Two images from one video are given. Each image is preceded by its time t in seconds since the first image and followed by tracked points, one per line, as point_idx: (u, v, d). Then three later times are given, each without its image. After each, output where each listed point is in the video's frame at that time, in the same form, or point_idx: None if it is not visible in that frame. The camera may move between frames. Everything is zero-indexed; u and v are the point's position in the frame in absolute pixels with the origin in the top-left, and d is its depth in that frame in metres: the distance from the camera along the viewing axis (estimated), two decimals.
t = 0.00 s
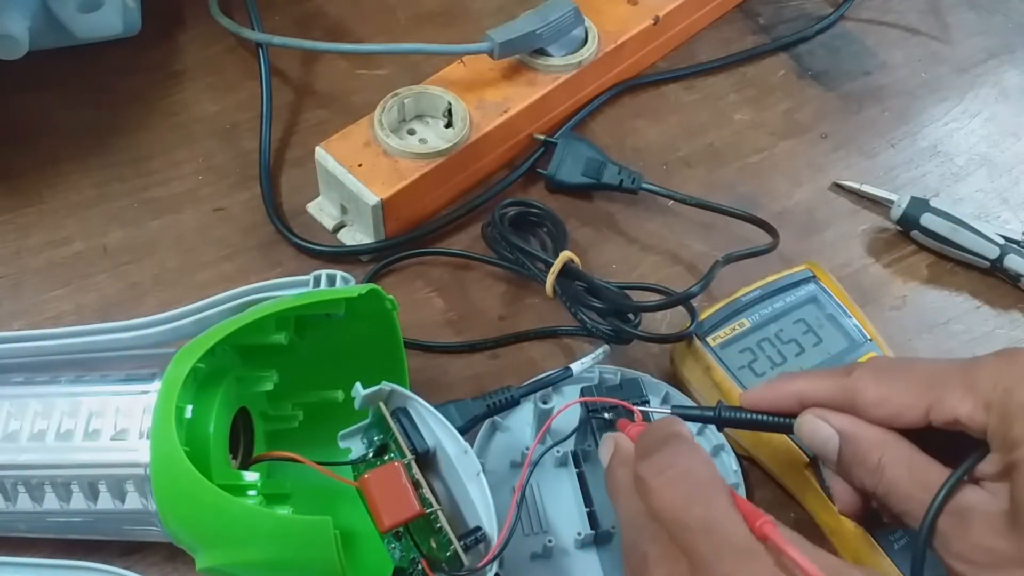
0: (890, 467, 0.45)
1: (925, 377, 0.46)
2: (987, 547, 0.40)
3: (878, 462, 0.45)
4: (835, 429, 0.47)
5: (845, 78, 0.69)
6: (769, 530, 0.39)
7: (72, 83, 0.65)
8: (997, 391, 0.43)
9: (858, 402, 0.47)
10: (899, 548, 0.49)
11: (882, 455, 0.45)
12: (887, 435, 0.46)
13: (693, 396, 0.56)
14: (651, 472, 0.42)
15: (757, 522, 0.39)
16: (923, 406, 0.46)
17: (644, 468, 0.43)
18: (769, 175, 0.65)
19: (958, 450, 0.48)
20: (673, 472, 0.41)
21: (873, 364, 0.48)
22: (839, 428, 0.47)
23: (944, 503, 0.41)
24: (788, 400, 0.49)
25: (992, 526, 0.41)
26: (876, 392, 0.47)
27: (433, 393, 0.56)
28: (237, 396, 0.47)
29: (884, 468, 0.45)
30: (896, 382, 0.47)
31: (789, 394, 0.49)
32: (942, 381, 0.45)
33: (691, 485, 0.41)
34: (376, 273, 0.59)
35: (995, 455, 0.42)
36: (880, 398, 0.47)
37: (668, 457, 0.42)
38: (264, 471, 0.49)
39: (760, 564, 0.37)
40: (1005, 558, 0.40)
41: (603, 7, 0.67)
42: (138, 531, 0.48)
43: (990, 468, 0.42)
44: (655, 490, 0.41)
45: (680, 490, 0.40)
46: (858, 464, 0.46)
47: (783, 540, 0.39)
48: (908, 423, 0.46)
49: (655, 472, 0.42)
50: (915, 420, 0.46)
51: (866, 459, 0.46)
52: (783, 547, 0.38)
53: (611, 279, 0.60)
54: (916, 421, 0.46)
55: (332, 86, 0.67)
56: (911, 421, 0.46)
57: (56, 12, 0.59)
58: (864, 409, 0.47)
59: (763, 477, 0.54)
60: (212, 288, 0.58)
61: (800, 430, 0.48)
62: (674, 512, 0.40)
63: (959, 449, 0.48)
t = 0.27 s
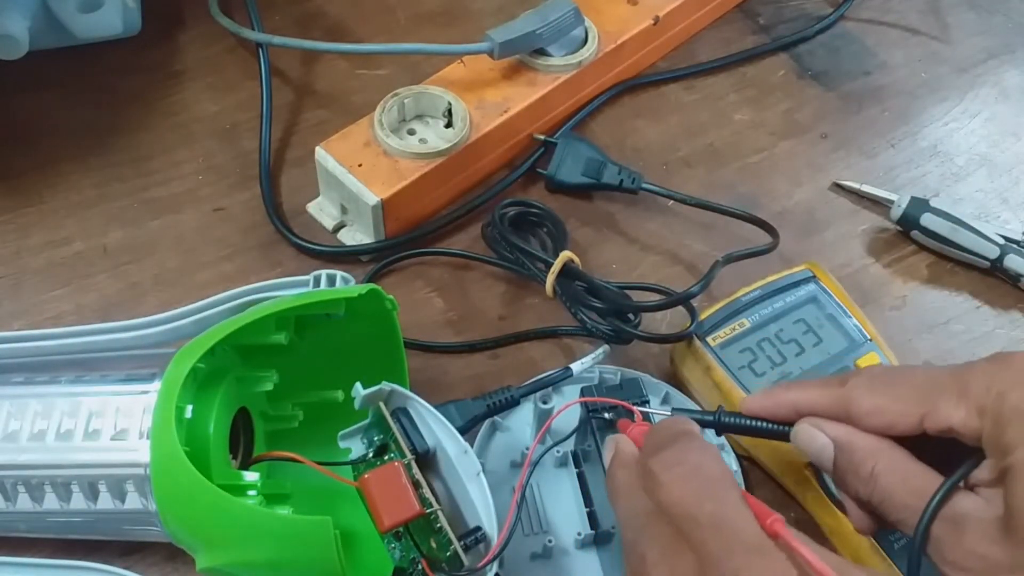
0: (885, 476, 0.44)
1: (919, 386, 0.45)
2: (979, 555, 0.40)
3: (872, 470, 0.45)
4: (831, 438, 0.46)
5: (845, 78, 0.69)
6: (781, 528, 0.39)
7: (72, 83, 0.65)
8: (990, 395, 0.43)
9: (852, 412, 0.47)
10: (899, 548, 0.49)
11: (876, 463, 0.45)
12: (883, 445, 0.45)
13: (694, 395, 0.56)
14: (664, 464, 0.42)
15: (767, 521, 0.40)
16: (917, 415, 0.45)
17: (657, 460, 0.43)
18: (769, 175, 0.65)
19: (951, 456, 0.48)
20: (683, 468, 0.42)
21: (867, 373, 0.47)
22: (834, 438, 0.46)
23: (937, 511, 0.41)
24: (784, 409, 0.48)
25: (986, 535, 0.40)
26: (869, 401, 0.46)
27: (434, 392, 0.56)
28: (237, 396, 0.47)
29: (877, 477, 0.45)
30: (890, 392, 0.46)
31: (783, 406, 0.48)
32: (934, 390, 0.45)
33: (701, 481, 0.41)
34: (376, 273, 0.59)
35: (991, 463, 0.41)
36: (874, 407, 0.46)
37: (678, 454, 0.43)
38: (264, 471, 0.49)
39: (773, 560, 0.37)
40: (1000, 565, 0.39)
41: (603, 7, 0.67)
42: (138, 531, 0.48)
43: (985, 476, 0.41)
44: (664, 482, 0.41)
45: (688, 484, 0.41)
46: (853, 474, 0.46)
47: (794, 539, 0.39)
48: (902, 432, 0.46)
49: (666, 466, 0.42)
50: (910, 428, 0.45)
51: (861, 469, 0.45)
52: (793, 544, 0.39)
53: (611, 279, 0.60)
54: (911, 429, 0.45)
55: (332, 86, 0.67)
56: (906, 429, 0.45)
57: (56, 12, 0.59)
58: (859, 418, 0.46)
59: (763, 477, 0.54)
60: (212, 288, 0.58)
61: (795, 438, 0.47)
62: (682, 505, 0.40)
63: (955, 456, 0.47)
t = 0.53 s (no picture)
0: (875, 489, 0.43)
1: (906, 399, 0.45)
2: (968, 567, 0.40)
3: (862, 484, 0.44)
4: (822, 453, 0.45)
5: (845, 78, 0.69)
6: (808, 526, 0.42)
7: (72, 83, 0.65)
8: (977, 404, 0.43)
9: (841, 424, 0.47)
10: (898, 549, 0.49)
11: (866, 477, 0.44)
12: (875, 459, 0.44)
13: (694, 396, 0.56)
14: (689, 456, 0.42)
15: (795, 519, 0.42)
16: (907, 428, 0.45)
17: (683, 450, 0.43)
18: (769, 175, 0.65)
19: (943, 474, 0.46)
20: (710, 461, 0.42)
21: (857, 386, 0.47)
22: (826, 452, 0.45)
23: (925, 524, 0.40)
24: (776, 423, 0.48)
25: (975, 548, 0.40)
26: (859, 414, 0.46)
27: (434, 392, 0.56)
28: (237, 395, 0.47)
29: (867, 491, 0.44)
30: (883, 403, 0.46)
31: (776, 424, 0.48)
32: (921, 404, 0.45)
33: (729, 479, 0.42)
34: (376, 273, 0.59)
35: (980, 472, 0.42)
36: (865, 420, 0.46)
37: (708, 445, 0.43)
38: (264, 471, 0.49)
39: (801, 561, 0.39)
40: None
41: (603, 7, 0.67)
42: (137, 531, 0.48)
43: (975, 487, 0.42)
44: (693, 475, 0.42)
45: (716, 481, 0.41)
46: (843, 489, 0.45)
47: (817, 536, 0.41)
48: (893, 446, 0.45)
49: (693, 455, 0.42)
50: (900, 442, 0.45)
51: (851, 484, 0.44)
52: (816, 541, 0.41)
53: (611, 279, 0.60)
54: (902, 444, 0.45)
55: (332, 86, 0.67)
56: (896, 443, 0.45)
57: (56, 13, 0.59)
58: (851, 432, 0.46)
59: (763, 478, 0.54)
60: (212, 288, 0.58)
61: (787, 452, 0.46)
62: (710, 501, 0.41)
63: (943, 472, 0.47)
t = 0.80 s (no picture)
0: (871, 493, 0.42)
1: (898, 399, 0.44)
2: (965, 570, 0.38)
3: (857, 487, 0.43)
4: (818, 456, 0.44)
5: (845, 78, 0.69)
6: (819, 522, 0.39)
7: (72, 83, 0.65)
8: (967, 403, 0.42)
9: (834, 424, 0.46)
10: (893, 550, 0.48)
11: (861, 479, 0.43)
12: (872, 461, 0.43)
13: (694, 396, 0.56)
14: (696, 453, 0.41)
15: (805, 516, 0.40)
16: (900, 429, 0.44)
17: (692, 443, 0.41)
18: (769, 175, 0.65)
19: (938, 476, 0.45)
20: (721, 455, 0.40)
21: (851, 388, 0.46)
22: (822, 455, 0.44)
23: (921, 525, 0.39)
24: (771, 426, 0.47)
25: (972, 550, 0.38)
26: (852, 416, 0.45)
27: (433, 392, 0.56)
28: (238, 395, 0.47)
29: (861, 495, 0.43)
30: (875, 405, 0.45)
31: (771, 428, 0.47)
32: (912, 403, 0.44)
33: (739, 474, 0.39)
34: (377, 273, 0.59)
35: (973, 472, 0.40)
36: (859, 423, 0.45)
37: (717, 439, 0.41)
38: (264, 470, 0.49)
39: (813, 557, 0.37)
40: None
41: (603, 7, 0.67)
42: (137, 531, 0.48)
43: (968, 486, 0.40)
44: (702, 471, 0.40)
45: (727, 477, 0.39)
46: (838, 492, 0.44)
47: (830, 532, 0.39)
48: (886, 446, 0.44)
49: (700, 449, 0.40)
50: (895, 442, 0.44)
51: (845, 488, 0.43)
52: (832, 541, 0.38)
53: (611, 279, 0.60)
54: (896, 445, 0.44)
55: (332, 86, 0.67)
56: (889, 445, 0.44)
57: (56, 13, 0.59)
58: (844, 435, 0.45)
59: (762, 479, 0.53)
60: (212, 288, 0.58)
61: (784, 456, 0.45)
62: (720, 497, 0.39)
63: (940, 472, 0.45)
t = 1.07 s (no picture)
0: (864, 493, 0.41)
1: (888, 398, 0.43)
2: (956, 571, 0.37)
3: (848, 490, 0.42)
4: (810, 458, 0.43)
5: (845, 78, 0.69)
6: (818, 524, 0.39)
7: (72, 83, 0.65)
8: (960, 403, 0.41)
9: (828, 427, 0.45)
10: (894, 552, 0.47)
11: (852, 482, 0.42)
12: (864, 463, 0.42)
13: (695, 397, 0.56)
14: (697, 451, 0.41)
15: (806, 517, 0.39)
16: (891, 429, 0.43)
17: (694, 442, 0.41)
18: (769, 175, 0.65)
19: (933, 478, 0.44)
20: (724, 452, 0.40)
21: (843, 389, 0.45)
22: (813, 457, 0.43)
23: (913, 527, 0.38)
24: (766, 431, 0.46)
25: (964, 551, 0.37)
26: (844, 416, 0.44)
27: (433, 392, 0.56)
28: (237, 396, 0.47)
29: (852, 498, 0.42)
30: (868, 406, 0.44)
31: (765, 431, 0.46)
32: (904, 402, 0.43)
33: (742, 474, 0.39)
34: (377, 273, 0.59)
35: (965, 473, 0.39)
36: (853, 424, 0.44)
37: (719, 438, 0.41)
38: (264, 471, 0.49)
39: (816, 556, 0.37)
40: None
41: (603, 7, 0.67)
42: (137, 531, 0.48)
43: (960, 486, 0.39)
44: (703, 467, 0.40)
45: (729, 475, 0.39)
46: (829, 496, 0.43)
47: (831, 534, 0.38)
48: (879, 447, 0.43)
49: (703, 446, 0.40)
50: (886, 443, 0.43)
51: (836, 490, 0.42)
52: (832, 541, 0.38)
53: (611, 279, 0.60)
54: (888, 446, 0.43)
55: (332, 86, 0.67)
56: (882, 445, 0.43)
57: (56, 13, 0.59)
58: (835, 436, 0.44)
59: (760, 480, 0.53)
60: (212, 288, 0.58)
61: (777, 458, 0.45)
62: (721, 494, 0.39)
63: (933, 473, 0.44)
